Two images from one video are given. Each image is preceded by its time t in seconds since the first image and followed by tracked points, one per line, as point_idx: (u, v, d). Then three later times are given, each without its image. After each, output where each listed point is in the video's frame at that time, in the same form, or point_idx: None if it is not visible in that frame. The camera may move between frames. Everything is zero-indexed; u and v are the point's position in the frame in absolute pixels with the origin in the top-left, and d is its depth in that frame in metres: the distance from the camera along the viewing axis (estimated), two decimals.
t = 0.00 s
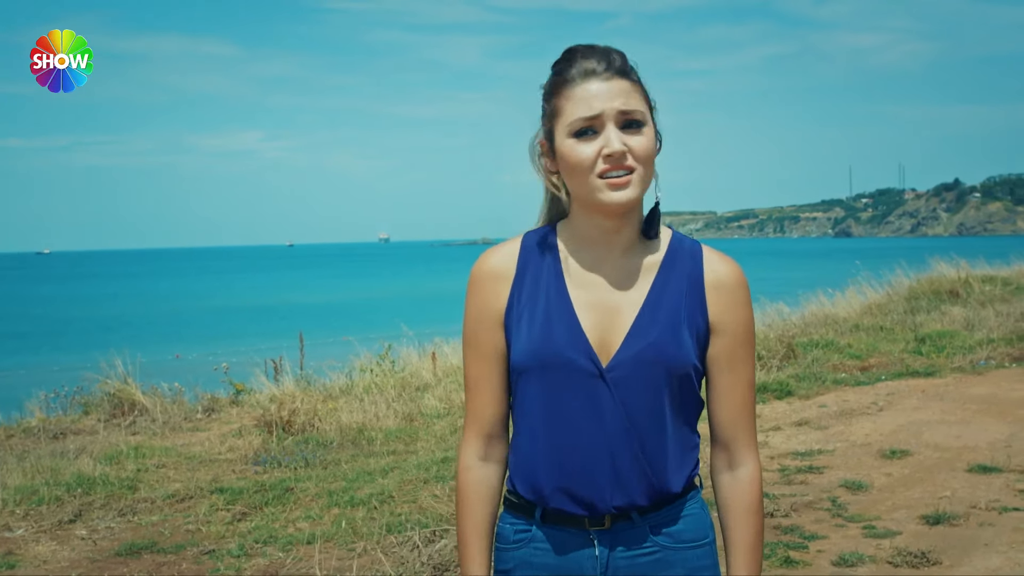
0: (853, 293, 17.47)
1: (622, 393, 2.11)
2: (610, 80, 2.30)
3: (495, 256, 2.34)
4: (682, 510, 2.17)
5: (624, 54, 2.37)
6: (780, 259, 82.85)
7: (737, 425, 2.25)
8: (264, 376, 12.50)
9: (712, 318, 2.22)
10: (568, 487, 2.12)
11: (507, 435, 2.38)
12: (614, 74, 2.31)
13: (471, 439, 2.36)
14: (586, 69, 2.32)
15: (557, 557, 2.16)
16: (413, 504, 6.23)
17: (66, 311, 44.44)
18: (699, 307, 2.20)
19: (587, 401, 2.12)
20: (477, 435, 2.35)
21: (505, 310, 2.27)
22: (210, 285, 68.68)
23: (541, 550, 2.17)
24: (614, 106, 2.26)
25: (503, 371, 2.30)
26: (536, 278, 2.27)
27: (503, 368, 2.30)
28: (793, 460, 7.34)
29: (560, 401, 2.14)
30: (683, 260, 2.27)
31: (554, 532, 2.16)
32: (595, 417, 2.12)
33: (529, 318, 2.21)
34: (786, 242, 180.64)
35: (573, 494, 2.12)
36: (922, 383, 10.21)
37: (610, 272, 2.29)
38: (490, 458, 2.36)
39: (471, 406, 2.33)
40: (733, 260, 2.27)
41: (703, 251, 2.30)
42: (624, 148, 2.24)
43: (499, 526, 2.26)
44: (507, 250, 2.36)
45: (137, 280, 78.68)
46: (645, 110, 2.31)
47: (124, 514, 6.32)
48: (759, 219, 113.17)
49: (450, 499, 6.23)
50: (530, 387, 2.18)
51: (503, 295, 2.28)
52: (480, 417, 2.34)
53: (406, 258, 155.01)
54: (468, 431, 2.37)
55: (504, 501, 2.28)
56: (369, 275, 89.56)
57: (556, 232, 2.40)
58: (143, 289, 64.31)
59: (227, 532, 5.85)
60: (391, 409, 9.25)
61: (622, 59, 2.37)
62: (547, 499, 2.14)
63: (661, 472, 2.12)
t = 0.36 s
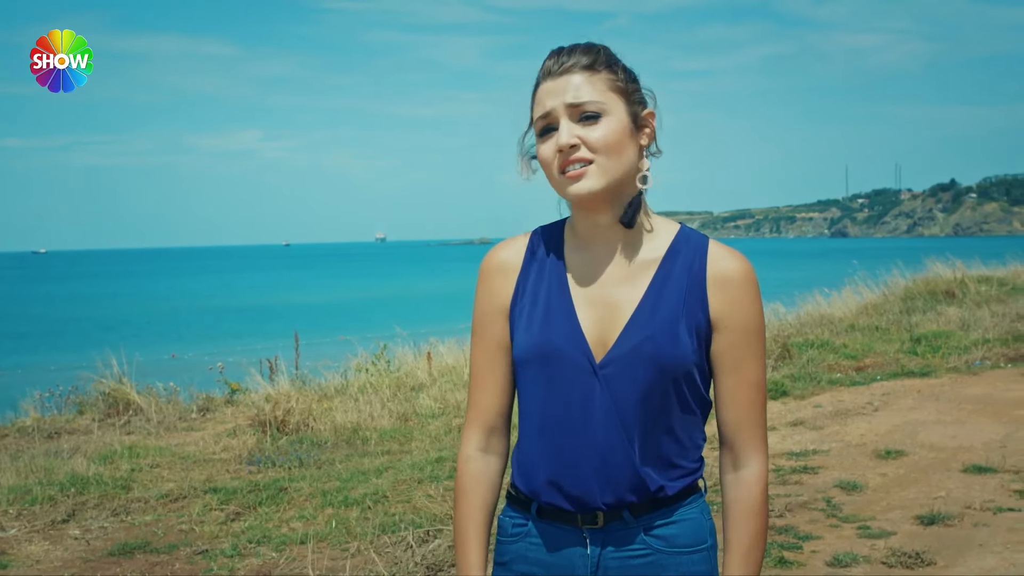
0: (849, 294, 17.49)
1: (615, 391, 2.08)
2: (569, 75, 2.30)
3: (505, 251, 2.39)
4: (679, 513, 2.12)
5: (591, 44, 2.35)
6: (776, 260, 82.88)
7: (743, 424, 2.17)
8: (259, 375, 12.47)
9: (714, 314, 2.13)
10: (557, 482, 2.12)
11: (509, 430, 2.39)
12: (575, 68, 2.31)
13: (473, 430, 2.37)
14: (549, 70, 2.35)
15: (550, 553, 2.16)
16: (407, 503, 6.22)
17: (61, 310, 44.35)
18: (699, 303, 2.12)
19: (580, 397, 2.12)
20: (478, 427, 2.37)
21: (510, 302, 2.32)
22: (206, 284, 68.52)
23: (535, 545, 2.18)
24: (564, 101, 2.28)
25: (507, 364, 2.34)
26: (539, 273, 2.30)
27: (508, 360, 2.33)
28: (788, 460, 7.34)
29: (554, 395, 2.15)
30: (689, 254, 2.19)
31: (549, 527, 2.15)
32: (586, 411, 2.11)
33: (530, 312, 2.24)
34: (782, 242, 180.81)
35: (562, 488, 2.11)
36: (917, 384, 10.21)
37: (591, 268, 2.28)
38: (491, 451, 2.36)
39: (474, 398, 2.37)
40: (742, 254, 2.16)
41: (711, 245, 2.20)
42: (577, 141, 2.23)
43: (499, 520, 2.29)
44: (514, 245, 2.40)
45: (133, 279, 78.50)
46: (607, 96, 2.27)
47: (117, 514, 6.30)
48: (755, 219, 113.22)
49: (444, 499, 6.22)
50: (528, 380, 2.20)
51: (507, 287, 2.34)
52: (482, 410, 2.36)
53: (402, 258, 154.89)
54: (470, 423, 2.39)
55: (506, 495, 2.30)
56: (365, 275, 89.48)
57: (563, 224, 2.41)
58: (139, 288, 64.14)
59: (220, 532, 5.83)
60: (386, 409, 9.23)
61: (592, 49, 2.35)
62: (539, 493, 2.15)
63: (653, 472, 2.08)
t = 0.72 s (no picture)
0: (854, 292, 17.44)
1: (622, 392, 2.08)
2: (584, 70, 2.31)
3: (520, 251, 2.41)
4: (689, 513, 2.11)
5: (610, 42, 2.35)
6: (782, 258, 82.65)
7: (757, 418, 2.16)
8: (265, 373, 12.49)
9: (722, 311, 2.12)
10: (567, 484, 2.13)
11: (528, 429, 2.40)
12: (590, 65, 2.32)
13: (491, 430, 2.38)
14: (565, 64, 2.36)
15: (562, 551, 2.16)
16: (412, 501, 6.22)
17: (68, 307, 44.47)
18: (707, 301, 2.12)
19: (587, 400, 2.12)
20: (497, 428, 2.38)
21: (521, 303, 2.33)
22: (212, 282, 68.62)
23: (547, 543, 2.20)
24: (575, 96, 2.28)
25: (522, 363, 2.34)
26: (550, 274, 2.30)
27: (522, 360, 2.34)
28: (794, 459, 7.33)
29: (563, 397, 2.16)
30: (698, 250, 2.18)
31: (561, 526, 2.16)
32: (595, 413, 2.11)
33: (540, 315, 2.25)
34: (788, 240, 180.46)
35: (571, 489, 2.12)
36: (924, 383, 10.18)
37: (596, 269, 2.28)
38: (510, 450, 2.38)
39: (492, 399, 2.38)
40: (752, 251, 2.15)
41: (722, 242, 2.18)
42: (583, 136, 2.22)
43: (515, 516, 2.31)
44: (528, 246, 2.42)
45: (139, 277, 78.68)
46: (618, 94, 2.27)
47: (123, 511, 6.32)
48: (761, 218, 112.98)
49: (450, 497, 6.22)
50: (540, 382, 2.21)
51: (521, 287, 2.35)
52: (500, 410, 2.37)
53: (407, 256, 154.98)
54: (489, 424, 2.40)
55: (523, 493, 2.31)
56: (370, 273, 89.55)
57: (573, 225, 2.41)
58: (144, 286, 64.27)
59: (226, 529, 5.84)
60: (392, 406, 9.24)
61: (609, 49, 2.35)
62: (550, 494, 2.16)
63: (661, 472, 2.07)
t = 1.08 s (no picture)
0: (868, 293, 17.37)
1: (632, 386, 2.09)
2: (624, 67, 2.32)
3: (532, 248, 2.43)
4: (701, 511, 2.12)
5: (654, 45, 2.37)
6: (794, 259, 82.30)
7: (789, 400, 2.18)
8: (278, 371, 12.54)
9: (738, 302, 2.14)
10: (580, 478, 2.14)
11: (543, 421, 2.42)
12: (632, 63, 2.33)
13: (506, 423, 2.40)
14: (605, 56, 2.36)
15: (575, 547, 2.17)
16: (427, 500, 6.24)
17: (83, 306, 44.75)
18: (721, 294, 2.13)
19: (599, 395, 2.13)
20: (511, 420, 2.40)
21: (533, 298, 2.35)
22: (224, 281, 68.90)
23: (560, 540, 2.20)
24: (614, 89, 2.28)
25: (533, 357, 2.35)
26: (562, 270, 2.32)
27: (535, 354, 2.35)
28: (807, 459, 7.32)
29: (575, 391, 2.17)
30: (711, 244, 2.19)
31: (574, 522, 2.18)
32: (607, 408, 2.12)
33: (552, 310, 2.26)
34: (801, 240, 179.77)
35: (583, 483, 2.13)
36: (938, 383, 10.14)
37: (607, 265, 2.29)
38: (525, 442, 2.40)
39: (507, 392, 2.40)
40: (765, 244, 2.16)
41: (734, 238, 2.20)
42: (614, 132, 2.23)
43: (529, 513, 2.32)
44: (542, 241, 2.43)
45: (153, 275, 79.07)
46: (654, 98, 2.29)
47: (138, 508, 6.37)
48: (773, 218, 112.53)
49: (464, 496, 6.25)
50: (552, 378, 2.22)
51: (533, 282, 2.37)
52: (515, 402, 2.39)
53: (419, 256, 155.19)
54: (504, 417, 2.42)
55: (536, 490, 2.32)
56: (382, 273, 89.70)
57: (587, 220, 2.43)
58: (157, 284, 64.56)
59: (240, 527, 5.88)
60: (406, 405, 9.27)
61: (651, 51, 2.37)
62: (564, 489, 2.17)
63: (673, 465, 2.08)
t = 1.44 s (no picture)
0: (877, 296, 17.34)
1: (645, 380, 2.10)
2: (643, 68, 2.36)
3: (539, 247, 2.43)
4: (712, 514, 2.14)
5: (674, 50, 2.41)
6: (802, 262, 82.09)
7: (787, 408, 2.19)
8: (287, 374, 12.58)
9: (747, 300, 2.15)
10: (592, 472, 2.14)
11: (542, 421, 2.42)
12: (651, 65, 2.36)
13: (506, 420, 2.40)
14: (625, 58, 2.40)
15: (587, 551, 2.18)
16: (436, 503, 6.26)
17: (91, 308, 44.88)
18: (731, 293, 2.14)
19: (612, 388, 2.13)
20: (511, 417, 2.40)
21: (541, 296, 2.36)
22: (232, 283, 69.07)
23: (572, 544, 2.21)
24: (632, 87, 2.31)
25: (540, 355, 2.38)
26: (572, 267, 2.32)
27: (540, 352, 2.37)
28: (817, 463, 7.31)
29: (586, 386, 2.17)
30: (720, 243, 2.21)
31: (586, 525, 2.18)
32: (620, 402, 2.12)
33: (563, 306, 2.26)
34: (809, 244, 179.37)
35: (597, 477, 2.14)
36: (947, 387, 10.12)
37: (618, 261, 2.30)
38: (525, 440, 2.40)
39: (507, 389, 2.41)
40: (773, 244, 2.18)
41: (743, 236, 2.22)
42: (629, 127, 2.26)
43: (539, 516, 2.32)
44: (551, 240, 2.44)
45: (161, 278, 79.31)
46: (672, 99, 2.31)
47: (148, 511, 6.40)
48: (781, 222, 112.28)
49: (473, 499, 6.26)
50: (562, 373, 2.22)
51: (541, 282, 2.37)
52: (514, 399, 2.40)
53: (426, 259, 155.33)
54: (503, 414, 2.42)
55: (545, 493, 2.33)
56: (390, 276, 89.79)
57: (598, 221, 2.45)
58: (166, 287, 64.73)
59: (250, 530, 5.91)
60: (414, 408, 9.29)
61: (671, 55, 2.40)
62: (575, 483, 2.18)
63: (685, 459, 2.10)
